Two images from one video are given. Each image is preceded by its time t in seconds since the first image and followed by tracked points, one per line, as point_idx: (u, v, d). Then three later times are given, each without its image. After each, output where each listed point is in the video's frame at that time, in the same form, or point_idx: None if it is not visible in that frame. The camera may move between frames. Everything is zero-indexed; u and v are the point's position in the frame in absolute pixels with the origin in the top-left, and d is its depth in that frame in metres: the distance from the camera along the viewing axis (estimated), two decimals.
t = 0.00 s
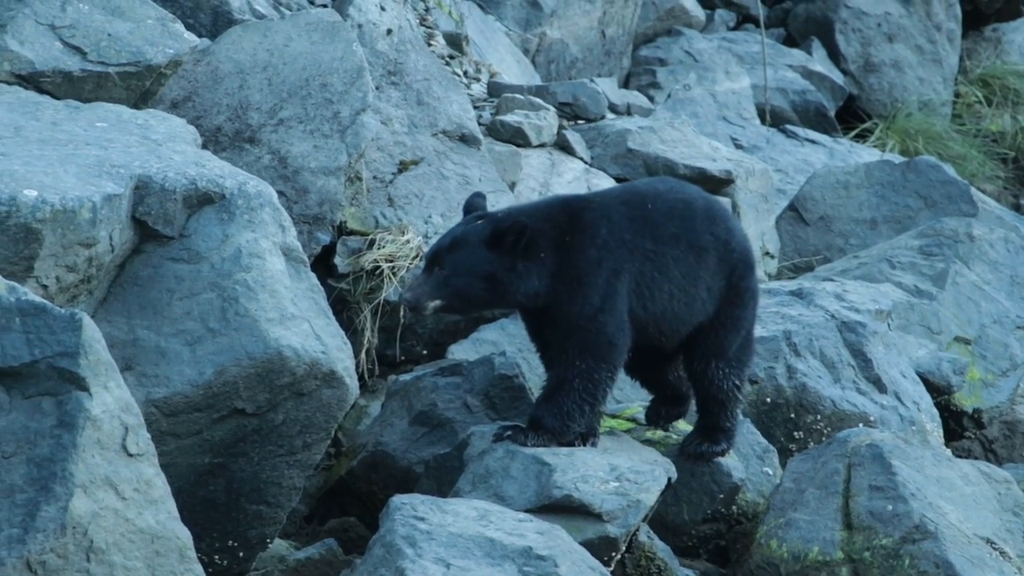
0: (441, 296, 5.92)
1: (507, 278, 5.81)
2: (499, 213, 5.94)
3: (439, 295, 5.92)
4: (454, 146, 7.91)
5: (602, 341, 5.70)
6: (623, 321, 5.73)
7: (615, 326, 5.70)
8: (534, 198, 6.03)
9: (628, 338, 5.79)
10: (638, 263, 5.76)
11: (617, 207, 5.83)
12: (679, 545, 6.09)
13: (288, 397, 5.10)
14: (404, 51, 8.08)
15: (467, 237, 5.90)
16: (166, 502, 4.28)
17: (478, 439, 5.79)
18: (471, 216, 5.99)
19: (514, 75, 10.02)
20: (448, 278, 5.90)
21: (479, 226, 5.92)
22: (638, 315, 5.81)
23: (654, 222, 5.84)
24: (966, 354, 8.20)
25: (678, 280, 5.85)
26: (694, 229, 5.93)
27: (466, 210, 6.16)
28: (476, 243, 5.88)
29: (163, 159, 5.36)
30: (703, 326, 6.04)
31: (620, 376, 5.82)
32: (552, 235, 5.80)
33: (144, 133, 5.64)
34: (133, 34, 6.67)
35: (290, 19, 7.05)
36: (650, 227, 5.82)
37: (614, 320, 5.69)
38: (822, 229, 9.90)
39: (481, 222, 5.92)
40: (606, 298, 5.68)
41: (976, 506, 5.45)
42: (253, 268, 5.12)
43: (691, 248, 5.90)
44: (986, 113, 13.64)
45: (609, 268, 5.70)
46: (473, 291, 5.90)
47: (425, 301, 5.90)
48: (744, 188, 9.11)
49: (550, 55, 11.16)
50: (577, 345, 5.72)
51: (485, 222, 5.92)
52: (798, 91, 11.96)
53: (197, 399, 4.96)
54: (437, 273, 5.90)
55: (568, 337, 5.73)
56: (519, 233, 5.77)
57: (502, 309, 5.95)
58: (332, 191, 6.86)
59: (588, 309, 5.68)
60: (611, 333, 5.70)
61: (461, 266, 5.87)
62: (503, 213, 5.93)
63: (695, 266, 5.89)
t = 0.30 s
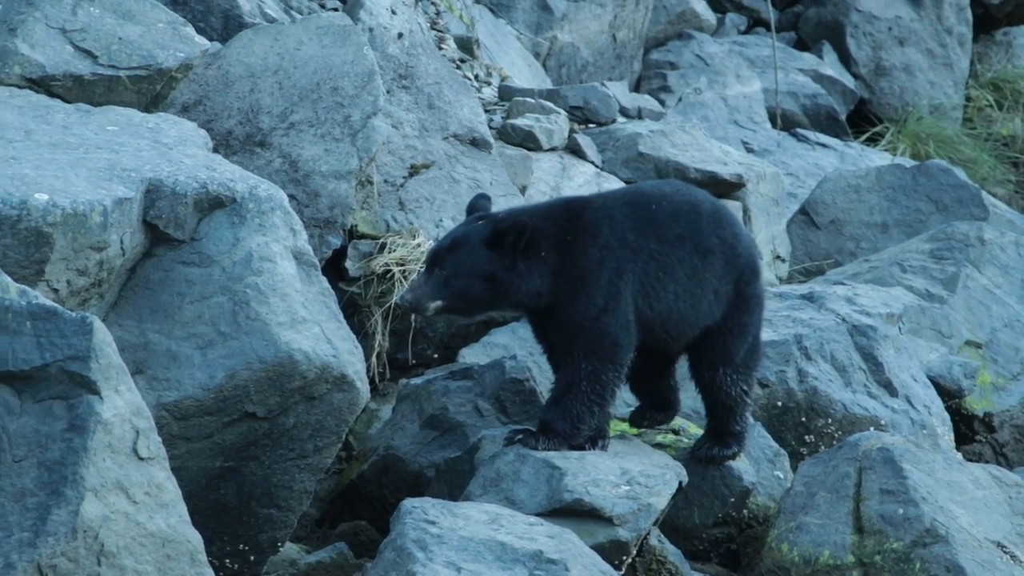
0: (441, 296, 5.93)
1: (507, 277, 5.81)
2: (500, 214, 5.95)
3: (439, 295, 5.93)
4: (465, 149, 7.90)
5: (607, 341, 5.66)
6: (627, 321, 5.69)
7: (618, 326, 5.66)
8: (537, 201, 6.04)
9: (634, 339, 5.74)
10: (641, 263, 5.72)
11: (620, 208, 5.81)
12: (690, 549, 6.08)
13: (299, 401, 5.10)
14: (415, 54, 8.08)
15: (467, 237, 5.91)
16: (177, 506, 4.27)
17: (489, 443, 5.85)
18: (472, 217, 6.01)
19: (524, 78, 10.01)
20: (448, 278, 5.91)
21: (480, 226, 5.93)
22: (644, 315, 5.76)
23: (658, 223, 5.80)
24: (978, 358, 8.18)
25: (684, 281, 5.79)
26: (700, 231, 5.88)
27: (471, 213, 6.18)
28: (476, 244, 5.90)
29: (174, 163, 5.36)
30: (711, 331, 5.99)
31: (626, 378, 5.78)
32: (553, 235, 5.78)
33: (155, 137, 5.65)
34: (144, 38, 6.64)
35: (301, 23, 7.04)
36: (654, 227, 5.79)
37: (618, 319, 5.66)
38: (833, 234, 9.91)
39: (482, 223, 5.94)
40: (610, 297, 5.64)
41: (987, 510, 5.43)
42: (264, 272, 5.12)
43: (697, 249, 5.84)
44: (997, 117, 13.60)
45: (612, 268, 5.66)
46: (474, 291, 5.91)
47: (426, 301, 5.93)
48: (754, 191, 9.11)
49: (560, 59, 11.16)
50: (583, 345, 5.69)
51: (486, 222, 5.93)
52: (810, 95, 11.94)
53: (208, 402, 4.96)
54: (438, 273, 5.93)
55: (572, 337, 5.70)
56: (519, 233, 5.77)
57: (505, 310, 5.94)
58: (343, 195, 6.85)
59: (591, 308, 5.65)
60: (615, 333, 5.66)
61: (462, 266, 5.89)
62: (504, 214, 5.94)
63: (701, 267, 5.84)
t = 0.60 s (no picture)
0: (440, 293, 5.94)
1: (507, 277, 5.81)
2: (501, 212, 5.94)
3: (438, 292, 5.93)
4: (475, 153, 7.91)
5: (611, 343, 5.66)
6: (630, 323, 5.68)
7: (621, 328, 5.66)
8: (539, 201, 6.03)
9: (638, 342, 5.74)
10: (644, 265, 5.70)
11: (622, 210, 5.79)
12: (701, 552, 6.08)
13: (310, 404, 5.10)
14: (426, 58, 8.09)
15: (467, 235, 5.91)
16: (187, 509, 4.27)
17: (499, 446, 5.85)
18: (473, 215, 6.00)
19: (535, 82, 10.01)
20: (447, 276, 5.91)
21: (480, 225, 5.92)
22: (648, 317, 5.74)
23: (661, 225, 5.79)
24: (988, 362, 8.15)
25: (688, 283, 5.77)
26: (704, 235, 5.85)
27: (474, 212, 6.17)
28: (476, 242, 5.89)
29: (184, 166, 5.36)
30: (717, 336, 5.97)
31: (630, 381, 5.78)
32: (554, 235, 5.78)
33: (165, 140, 5.65)
34: (155, 42, 6.68)
35: (312, 27, 7.06)
36: (657, 230, 5.77)
37: (621, 322, 5.66)
38: (843, 237, 9.87)
39: (483, 221, 5.93)
40: (612, 299, 5.64)
41: (998, 513, 5.41)
42: (275, 275, 5.13)
43: (701, 252, 5.82)
44: (1007, 121, 13.55)
45: (614, 270, 5.66)
46: (474, 290, 5.90)
47: (426, 299, 5.94)
48: (765, 195, 9.10)
49: (571, 63, 11.15)
50: (587, 347, 5.69)
51: (487, 221, 5.93)
52: (820, 98, 11.92)
53: (219, 406, 4.96)
54: (438, 271, 5.92)
55: (574, 338, 5.70)
56: (519, 232, 5.77)
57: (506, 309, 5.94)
58: (354, 198, 6.84)
59: (593, 310, 5.65)
60: (617, 335, 5.66)
61: (461, 265, 5.89)
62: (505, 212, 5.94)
63: (705, 269, 5.81)
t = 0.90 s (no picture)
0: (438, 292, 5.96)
1: (506, 276, 5.82)
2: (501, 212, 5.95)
3: (436, 291, 5.95)
4: (485, 157, 7.88)
5: (613, 346, 5.66)
6: (632, 326, 5.67)
7: (622, 331, 5.66)
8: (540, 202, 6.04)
9: (640, 345, 5.73)
10: (645, 268, 5.69)
11: (623, 212, 5.78)
12: (710, 555, 6.06)
13: (319, 408, 5.10)
14: (436, 61, 8.10)
15: (466, 234, 5.93)
16: (196, 512, 4.28)
17: (509, 449, 5.84)
18: (473, 214, 6.02)
19: (544, 85, 10.01)
20: (446, 275, 5.93)
21: (480, 224, 5.94)
22: (650, 321, 5.73)
23: (663, 228, 5.77)
24: (998, 365, 8.14)
25: (691, 287, 5.76)
26: (707, 239, 5.84)
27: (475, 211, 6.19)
28: (475, 242, 5.91)
29: (193, 169, 5.36)
30: (720, 342, 5.95)
31: (633, 384, 5.78)
32: (554, 236, 5.78)
33: (175, 144, 5.65)
34: (164, 45, 6.68)
35: (322, 30, 7.06)
36: (659, 233, 5.76)
37: (622, 324, 5.65)
38: (853, 240, 9.89)
39: (482, 220, 5.94)
40: (613, 301, 5.64)
41: (1008, 517, 5.39)
42: (285, 279, 5.13)
43: (703, 256, 5.80)
44: (1017, 124, 13.51)
45: (615, 272, 5.65)
46: (472, 289, 5.92)
47: (422, 296, 5.95)
48: (775, 199, 9.14)
49: (581, 66, 11.14)
50: (589, 350, 5.68)
51: (486, 221, 5.94)
52: (830, 101, 11.90)
53: (228, 409, 4.96)
54: (435, 269, 5.94)
55: (575, 340, 5.70)
56: (518, 232, 5.78)
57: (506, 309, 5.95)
58: (364, 202, 6.88)
59: (594, 312, 5.64)
60: (619, 337, 5.65)
61: (459, 263, 5.90)
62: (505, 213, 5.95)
63: (707, 273, 5.79)
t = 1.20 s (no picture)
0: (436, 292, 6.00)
1: (504, 278, 5.86)
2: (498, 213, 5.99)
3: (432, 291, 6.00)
4: (494, 160, 7.87)
5: (614, 348, 5.66)
6: (633, 328, 5.66)
7: (622, 333, 5.65)
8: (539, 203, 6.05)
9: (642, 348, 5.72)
10: (645, 270, 5.67)
11: (622, 214, 5.77)
12: (719, 558, 6.04)
13: (329, 411, 5.10)
14: (444, 64, 8.08)
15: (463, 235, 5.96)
16: (205, 516, 4.28)
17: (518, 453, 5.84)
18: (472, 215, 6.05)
19: (553, 88, 10.01)
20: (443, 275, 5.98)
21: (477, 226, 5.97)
22: (651, 323, 5.71)
23: (662, 230, 5.75)
24: (1007, 368, 8.13)
25: (691, 289, 5.73)
26: (708, 241, 5.80)
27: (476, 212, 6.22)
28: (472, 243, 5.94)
29: (202, 173, 5.37)
30: (725, 346, 5.92)
31: (638, 386, 5.77)
32: (550, 238, 5.81)
33: (184, 147, 5.66)
34: (173, 48, 6.67)
35: (332, 34, 7.08)
36: (658, 235, 5.74)
37: (622, 326, 5.65)
38: (862, 243, 9.86)
39: (479, 221, 5.98)
40: (612, 304, 5.63)
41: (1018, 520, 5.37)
42: (294, 282, 5.14)
43: (704, 258, 5.78)
44: None
45: (614, 274, 5.64)
46: (470, 290, 5.96)
47: (416, 293, 5.95)
48: (783, 203, 9.08)
49: (590, 69, 11.14)
50: (591, 353, 5.69)
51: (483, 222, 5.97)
52: (839, 104, 11.89)
53: (237, 413, 4.96)
54: (429, 266, 5.96)
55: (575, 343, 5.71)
56: (513, 233, 5.82)
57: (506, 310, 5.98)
58: (372, 205, 6.86)
59: (594, 315, 5.65)
60: (619, 340, 5.65)
61: (454, 262, 5.93)
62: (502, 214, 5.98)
63: (708, 275, 5.76)
